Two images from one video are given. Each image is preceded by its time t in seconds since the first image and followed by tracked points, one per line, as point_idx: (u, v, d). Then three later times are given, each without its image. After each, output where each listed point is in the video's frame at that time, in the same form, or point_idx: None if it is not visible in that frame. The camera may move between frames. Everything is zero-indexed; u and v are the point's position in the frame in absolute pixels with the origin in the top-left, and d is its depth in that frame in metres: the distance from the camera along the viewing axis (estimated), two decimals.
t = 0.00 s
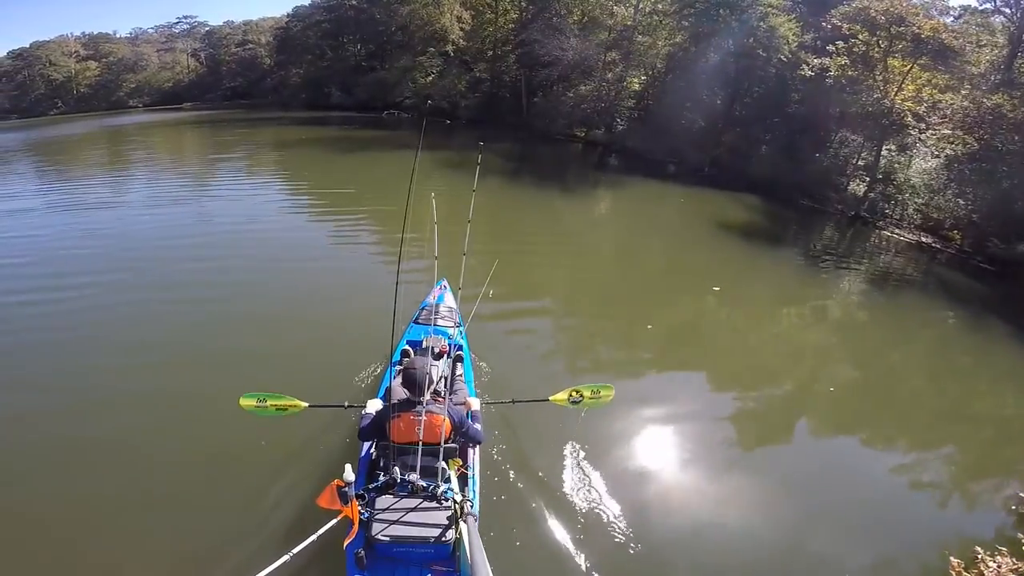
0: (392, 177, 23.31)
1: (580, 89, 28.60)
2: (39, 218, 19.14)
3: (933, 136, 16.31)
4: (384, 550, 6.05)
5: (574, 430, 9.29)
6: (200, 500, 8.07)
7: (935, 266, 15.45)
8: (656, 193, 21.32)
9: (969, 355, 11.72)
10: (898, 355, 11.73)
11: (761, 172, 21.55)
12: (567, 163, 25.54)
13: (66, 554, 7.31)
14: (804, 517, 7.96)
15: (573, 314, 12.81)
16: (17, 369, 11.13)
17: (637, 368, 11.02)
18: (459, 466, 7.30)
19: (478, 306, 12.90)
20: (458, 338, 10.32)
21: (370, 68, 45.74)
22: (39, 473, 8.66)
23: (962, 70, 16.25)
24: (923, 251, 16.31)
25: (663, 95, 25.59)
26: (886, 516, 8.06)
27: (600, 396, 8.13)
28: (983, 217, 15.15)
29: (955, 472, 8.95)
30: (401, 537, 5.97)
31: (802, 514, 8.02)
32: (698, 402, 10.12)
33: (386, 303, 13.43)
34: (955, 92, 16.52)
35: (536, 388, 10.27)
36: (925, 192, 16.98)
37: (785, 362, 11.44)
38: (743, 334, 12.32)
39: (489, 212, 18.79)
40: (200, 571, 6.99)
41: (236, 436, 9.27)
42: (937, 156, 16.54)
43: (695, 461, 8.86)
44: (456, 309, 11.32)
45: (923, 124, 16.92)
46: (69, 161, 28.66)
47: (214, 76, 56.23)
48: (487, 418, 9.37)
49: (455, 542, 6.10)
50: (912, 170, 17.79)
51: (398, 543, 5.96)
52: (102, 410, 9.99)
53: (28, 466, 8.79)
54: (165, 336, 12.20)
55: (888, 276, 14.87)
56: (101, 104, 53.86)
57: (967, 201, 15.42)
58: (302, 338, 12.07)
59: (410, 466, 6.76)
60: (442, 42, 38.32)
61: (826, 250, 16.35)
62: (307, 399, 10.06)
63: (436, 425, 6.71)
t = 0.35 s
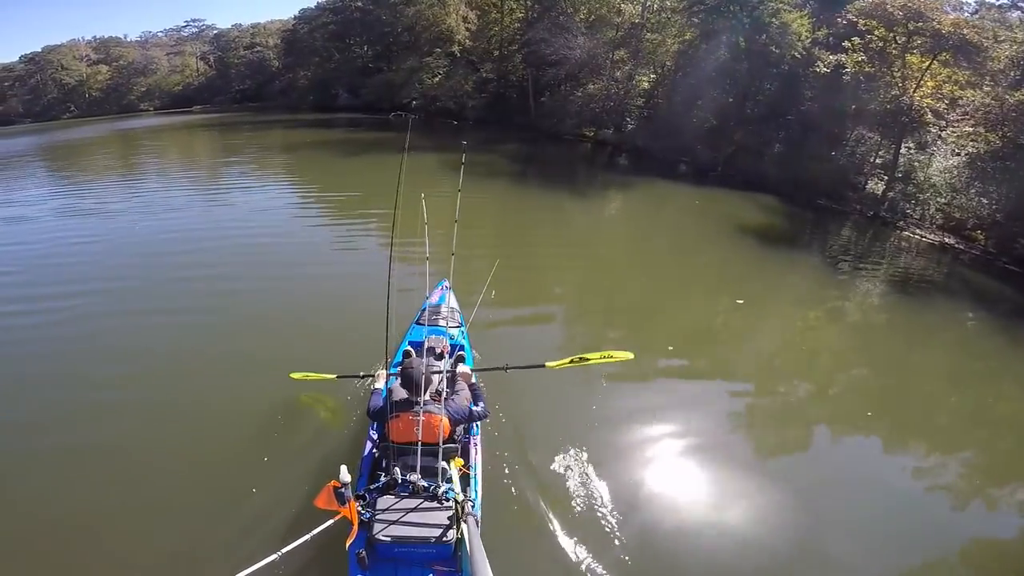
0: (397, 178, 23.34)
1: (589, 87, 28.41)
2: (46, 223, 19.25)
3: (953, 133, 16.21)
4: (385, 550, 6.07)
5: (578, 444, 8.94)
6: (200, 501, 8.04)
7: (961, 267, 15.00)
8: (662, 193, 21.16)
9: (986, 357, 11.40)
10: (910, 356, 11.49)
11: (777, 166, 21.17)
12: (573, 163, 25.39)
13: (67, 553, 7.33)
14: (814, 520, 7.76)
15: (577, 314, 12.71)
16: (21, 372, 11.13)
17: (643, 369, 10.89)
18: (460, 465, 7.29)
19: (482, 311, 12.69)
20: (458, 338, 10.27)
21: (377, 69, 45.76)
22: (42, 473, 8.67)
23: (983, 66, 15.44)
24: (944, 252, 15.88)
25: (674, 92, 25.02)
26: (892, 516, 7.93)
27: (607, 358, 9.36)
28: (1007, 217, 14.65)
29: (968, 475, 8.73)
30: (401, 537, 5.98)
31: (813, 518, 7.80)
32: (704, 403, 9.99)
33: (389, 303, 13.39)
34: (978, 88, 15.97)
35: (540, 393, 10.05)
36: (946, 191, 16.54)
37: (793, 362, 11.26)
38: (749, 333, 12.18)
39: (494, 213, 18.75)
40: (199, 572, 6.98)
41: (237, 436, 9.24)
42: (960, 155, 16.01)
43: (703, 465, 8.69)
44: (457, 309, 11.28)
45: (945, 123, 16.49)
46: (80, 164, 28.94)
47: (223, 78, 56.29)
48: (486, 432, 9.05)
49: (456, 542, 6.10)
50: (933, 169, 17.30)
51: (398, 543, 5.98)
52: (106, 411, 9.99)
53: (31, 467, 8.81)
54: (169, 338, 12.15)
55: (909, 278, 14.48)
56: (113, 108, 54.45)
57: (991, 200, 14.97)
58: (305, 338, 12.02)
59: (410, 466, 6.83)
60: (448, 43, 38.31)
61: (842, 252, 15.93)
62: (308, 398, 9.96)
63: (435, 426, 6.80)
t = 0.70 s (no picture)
0: (398, 176, 23.31)
1: (593, 90, 28.36)
2: (42, 212, 19.07)
3: (954, 147, 15.65)
4: (383, 550, 5.99)
5: (569, 465, 8.54)
6: (192, 497, 7.97)
7: (959, 282, 14.90)
8: (663, 199, 21.12)
9: (986, 375, 11.26)
10: (909, 369, 11.40)
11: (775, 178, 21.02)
12: (574, 167, 25.31)
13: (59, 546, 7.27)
14: (811, 530, 7.72)
15: (576, 319, 12.63)
16: (13, 363, 11.01)
17: (643, 375, 10.82)
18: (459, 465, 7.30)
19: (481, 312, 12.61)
20: (456, 338, 10.27)
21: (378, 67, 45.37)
22: (32, 466, 8.58)
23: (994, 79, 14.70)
24: (944, 267, 15.72)
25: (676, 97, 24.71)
26: (890, 525, 7.90)
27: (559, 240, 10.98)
28: (1005, 233, 14.69)
29: (965, 486, 8.70)
30: (400, 537, 5.91)
31: (809, 527, 7.78)
32: (704, 410, 9.96)
33: (389, 301, 13.26)
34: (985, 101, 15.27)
35: (539, 400, 9.91)
36: (947, 205, 16.44)
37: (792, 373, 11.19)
38: (748, 342, 12.13)
39: (494, 214, 18.75)
40: (191, 569, 6.90)
41: (231, 432, 9.14)
42: (959, 169, 15.92)
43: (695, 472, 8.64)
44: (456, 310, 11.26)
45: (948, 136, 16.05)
46: (78, 154, 28.78)
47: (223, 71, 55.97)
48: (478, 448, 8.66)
49: (454, 542, 6.01)
50: (933, 183, 17.17)
51: (396, 543, 5.90)
52: (99, 404, 9.90)
53: (21, 459, 8.71)
54: (163, 331, 12.05)
55: (906, 295, 14.25)
56: (111, 99, 54.20)
57: (989, 216, 14.98)
58: (302, 336, 11.90)
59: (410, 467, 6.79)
60: (451, 42, 38.28)
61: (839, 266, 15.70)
62: (307, 398, 9.94)
63: (437, 421, 6.85)
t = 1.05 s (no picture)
0: (394, 181, 23.31)
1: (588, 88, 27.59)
2: (39, 227, 19.02)
3: (960, 135, 15.56)
4: (385, 551, 6.08)
5: (577, 475, 8.32)
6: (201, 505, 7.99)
7: (971, 270, 14.75)
8: (662, 194, 21.08)
9: (995, 364, 11.16)
10: (916, 359, 11.33)
11: (779, 164, 21.06)
12: (572, 165, 25.25)
13: (65, 560, 7.25)
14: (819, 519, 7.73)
15: (580, 317, 12.60)
16: (16, 379, 10.99)
17: (647, 371, 10.79)
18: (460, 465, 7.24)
19: (484, 313, 12.59)
20: (458, 339, 10.22)
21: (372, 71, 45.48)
22: (41, 478, 8.61)
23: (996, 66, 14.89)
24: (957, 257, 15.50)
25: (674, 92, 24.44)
26: (899, 516, 7.86)
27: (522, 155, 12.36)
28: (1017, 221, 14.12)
29: (973, 475, 8.65)
30: (401, 538, 5.96)
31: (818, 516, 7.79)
32: (709, 404, 9.93)
33: (392, 305, 13.21)
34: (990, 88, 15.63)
35: (550, 403, 9.81)
36: (958, 193, 15.85)
37: (797, 365, 11.15)
38: (751, 336, 12.10)
39: (492, 215, 18.72)
40: None
41: (237, 441, 9.13)
42: (968, 156, 15.48)
43: (703, 466, 8.62)
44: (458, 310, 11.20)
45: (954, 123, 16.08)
46: (75, 167, 28.77)
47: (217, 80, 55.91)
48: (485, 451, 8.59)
49: (455, 542, 6.06)
50: (943, 170, 16.63)
51: (398, 543, 5.97)
52: (105, 416, 9.90)
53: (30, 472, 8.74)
54: (167, 342, 12.04)
55: (916, 285, 14.10)
56: (106, 111, 54.17)
57: (1003, 203, 14.41)
58: (307, 344, 11.85)
59: (410, 467, 6.84)
60: (444, 43, 38.42)
61: (848, 257, 15.57)
62: (312, 405, 9.90)
63: (437, 421, 6.79)
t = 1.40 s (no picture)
0: (387, 181, 23.20)
1: (582, 82, 27.86)
2: (28, 234, 18.78)
3: (958, 125, 15.65)
4: (385, 551, 6.05)
5: (596, 475, 8.24)
6: (204, 509, 7.92)
7: (967, 258, 14.76)
8: (656, 189, 21.04)
9: (994, 354, 11.18)
10: (915, 351, 11.35)
11: (774, 156, 20.95)
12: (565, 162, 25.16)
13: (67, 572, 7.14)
14: (824, 509, 7.77)
15: (579, 314, 12.55)
16: (11, 387, 10.85)
17: (648, 367, 10.78)
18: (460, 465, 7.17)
19: (482, 312, 12.52)
20: (460, 338, 10.18)
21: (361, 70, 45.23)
22: (40, 487, 8.52)
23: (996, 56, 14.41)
24: (960, 249, 15.22)
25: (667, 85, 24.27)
26: (903, 508, 7.87)
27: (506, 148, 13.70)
28: (1017, 211, 14.06)
29: (974, 465, 8.68)
30: (401, 538, 5.93)
31: (822, 506, 7.83)
32: (710, 398, 9.94)
33: (389, 305, 13.14)
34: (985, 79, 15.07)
35: (556, 403, 9.71)
36: (957, 183, 15.71)
37: (797, 358, 11.17)
38: (749, 329, 12.12)
39: (486, 214, 18.64)
40: None
41: (238, 446, 9.04)
42: (966, 146, 15.44)
43: (706, 461, 8.60)
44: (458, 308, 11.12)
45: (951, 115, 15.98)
46: (63, 173, 28.43)
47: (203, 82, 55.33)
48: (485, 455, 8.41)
49: (455, 541, 6.02)
50: (940, 161, 16.37)
51: (397, 543, 5.94)
52: (102, 422, 9.81)
53: (29, 481, 8.66)
54: (164, 346, 11.92)
55: (919, 276, 14.11)
56: (91, 116, 53.61)
57: (1002, 193, 14.30)
58: (304, 345, 11.75)
59: (410, 466, 6.76)
60: (434, 41, 38.35)
61: (847, 250, 15.53)
62: (312, 407, 9.83)
63: (438, 421, 6.76)
